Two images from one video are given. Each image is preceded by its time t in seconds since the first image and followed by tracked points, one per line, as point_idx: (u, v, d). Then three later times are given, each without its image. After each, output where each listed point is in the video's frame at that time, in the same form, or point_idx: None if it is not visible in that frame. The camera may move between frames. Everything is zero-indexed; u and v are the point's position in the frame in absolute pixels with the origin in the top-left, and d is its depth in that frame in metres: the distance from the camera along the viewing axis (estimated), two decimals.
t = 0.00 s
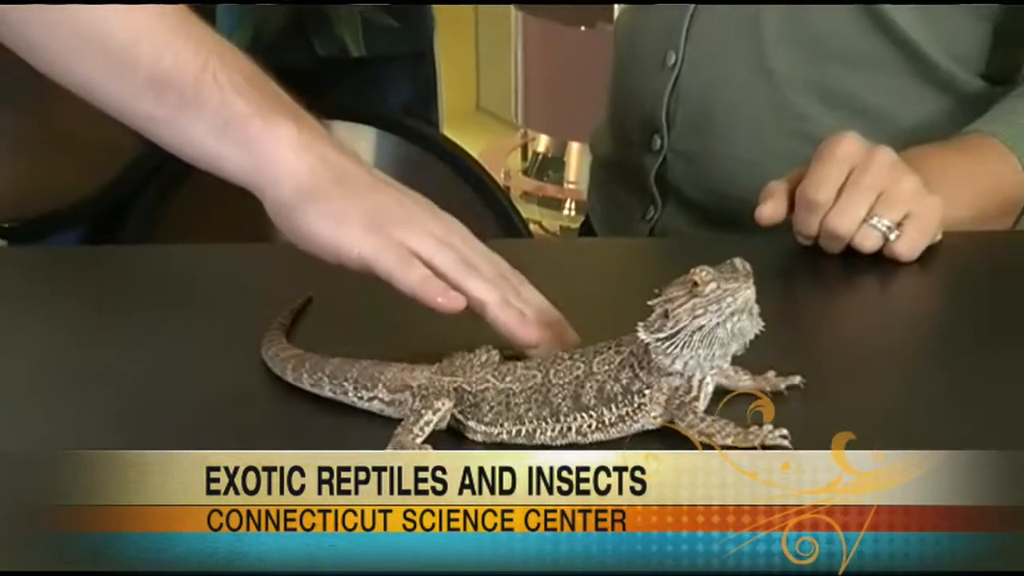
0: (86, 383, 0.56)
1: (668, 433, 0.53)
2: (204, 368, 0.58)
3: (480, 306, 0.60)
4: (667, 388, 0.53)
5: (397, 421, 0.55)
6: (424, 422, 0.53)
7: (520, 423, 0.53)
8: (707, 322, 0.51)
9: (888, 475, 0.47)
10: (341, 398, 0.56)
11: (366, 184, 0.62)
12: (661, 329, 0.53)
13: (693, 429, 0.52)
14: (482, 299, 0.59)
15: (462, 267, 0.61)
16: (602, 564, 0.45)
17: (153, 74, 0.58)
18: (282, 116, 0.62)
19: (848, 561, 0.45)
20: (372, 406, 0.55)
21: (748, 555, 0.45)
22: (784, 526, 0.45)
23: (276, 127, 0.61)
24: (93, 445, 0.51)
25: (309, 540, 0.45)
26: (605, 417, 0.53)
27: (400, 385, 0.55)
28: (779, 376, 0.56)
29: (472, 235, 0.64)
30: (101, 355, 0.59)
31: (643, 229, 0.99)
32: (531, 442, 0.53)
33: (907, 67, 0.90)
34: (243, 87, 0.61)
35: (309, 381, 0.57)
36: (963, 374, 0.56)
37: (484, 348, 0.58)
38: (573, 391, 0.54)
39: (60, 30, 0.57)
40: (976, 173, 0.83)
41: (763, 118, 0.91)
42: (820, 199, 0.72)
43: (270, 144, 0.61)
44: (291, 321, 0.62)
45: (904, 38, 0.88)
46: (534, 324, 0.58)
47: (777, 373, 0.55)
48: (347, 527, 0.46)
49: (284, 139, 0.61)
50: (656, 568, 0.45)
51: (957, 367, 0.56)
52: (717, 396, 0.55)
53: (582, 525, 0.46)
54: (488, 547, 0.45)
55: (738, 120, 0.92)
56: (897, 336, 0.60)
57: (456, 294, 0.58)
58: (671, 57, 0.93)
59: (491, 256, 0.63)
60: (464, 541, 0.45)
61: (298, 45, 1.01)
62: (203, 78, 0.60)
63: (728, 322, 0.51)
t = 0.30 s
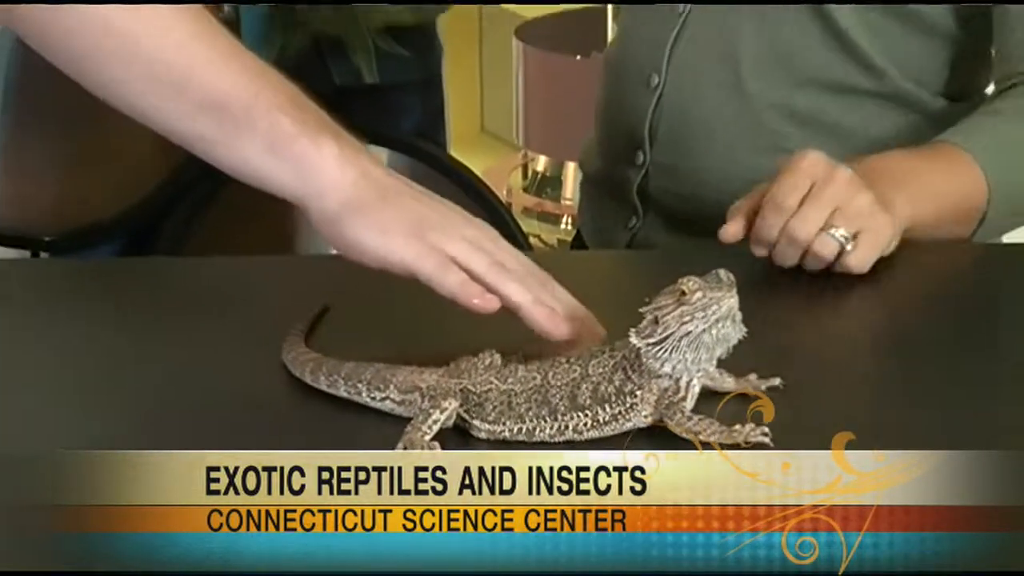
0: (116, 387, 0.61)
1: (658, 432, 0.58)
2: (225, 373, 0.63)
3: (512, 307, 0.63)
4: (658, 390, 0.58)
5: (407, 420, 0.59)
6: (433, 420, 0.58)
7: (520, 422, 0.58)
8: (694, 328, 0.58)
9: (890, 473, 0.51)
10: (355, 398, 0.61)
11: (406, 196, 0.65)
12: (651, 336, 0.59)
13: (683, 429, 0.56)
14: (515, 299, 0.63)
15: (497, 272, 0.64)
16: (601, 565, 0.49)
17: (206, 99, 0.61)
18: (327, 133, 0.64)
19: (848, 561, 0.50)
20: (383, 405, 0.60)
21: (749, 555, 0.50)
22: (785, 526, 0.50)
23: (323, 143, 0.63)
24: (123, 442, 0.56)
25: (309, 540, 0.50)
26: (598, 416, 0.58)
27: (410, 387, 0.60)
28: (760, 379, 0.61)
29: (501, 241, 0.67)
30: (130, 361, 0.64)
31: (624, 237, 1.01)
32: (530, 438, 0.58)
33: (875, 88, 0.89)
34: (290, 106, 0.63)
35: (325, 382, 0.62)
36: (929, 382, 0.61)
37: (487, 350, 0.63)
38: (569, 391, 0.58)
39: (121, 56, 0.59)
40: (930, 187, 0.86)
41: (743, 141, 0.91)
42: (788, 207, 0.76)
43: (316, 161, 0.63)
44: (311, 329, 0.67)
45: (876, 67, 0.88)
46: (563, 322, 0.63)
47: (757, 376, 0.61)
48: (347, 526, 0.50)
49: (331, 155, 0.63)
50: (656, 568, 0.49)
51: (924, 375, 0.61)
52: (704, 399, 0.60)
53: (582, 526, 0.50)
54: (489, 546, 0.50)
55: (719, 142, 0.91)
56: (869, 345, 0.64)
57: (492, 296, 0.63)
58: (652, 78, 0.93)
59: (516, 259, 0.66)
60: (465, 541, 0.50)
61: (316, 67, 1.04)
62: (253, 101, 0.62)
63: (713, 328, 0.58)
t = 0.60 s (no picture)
0: (150, 392, 0.67)
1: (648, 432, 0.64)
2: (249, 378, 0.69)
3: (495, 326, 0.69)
4: (650, 392, 0.64)
5: (419, 420, 0.65)
6: (442, 421, 0.63)
7: (524, 422, 0.63)
8: (683, 336, 0.63)
9: (869, 481, 0.56)
10: (371, 401, 0.67)
11: (402, 219, 0.71)
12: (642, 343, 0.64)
13: (677, 433, 0.62)
14: (498, 319, 0.69)
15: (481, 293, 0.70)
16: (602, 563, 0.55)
17: (216, 123, 0.68)
18: (330, 161, 0.71)
19: (849, 561, 0.55)
20: (395, 406, 0.66)
21: (752, 551, 0.55)
22: (785, 526, 0.55)
23: (324, 169, 0.70)
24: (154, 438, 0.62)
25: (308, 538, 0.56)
26: (595, 417, 0.63)
27: (420, 389, 0.66)
28: (744, 382, 0.66)
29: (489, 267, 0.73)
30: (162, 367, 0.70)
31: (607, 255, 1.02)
32: (533, 437, 0.63)
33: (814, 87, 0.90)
34: (296, 137, 0.71)
35: (342, 386, 0.68)
36: (895, 383, 0.66)
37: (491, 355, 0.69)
38: (567, 393, 0.64)
39: (136, 85, 0.67)
40: (856, 199, 0.80)
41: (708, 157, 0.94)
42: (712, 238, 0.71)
43: (316, 184, 0.70)
44: (330, 336, 0.73)
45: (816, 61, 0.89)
46: (539, 342, 0.68)
47: (741, 381, 0.66)
48: (349, 525, 0.56)
49: (330, 178, 0.70)
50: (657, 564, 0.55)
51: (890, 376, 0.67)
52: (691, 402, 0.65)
53: (584, 525, 0.56)
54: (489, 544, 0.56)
55: (691, 160, 0.94)
56: (843, 351, 0.70)
57: (477, 313, 0.68)
58: (633, 104, 0.96)
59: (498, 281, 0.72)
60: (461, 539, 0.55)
61: (335, 98, 1.26)
62: (261, 130, 0.69)
63: (699, 336, 0.63)
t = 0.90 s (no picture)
0: (185, 397, 0.73)
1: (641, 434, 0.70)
2: (274, 386, 0.75)
3: (488, 333, 0.74)
4: (645, 398, 0.70)
5: (432, 423, 0.71)
6: (453, 424, 0.69)
7: (529, 424, 0.69)
8: (677, 345, 0.70)
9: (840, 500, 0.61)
10: (388, 405, 0.73)
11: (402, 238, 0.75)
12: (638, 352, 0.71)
13: (670, 435, 0.69)
14: (489, 328, 0.73)
15: (473, 304, 0.74)
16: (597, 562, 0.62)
17: (227, 150, 0.73)
18: (336, 186, 0.75)
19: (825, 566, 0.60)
20: (411, 410, 0.72)
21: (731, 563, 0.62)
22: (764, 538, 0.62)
23: (330, 193, 0.74)
24: (188, 444, 0.68)
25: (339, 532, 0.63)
26: (594, 420, 0.69)
27: (434, 394, 0.72)
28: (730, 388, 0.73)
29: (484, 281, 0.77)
30: (194, 376, 0.76)
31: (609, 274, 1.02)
32: (536, 439, 0.69)
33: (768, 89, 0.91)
34: (304, 162, 0.74)
35: (360, 392, 0.74)
36: (867, 390, 0.72)
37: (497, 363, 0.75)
38: (569, 398, 0.70)
39: (148, 106, 0.72)
40: (779, 233, 0.77)
41: (692, 166, 0.94)
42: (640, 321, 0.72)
43: (321, 206, 0.73)
44: (349, 345, 0.79)
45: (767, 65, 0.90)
46: (526, 350, 0.74)
47: (727, 387, 0.73)
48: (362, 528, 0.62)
49: (334, 201, 0.74)
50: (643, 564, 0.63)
51: (864, 384, 0.73)
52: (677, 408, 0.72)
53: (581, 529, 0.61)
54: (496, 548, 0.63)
55: (683, 188, 0.94)
56: (821, 361, 0.76)
57: (468, 322, 0.73)
58: (631, 134, 0.96)
59: (490, 295, 0.75)
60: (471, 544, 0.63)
61: (355, 128, 1.32)
62: (268, 155, 0.73)
63: (691, 344, 0.71)
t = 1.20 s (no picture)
0: (216, 408, 0.80)
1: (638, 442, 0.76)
2: (298, 399, 0.81)
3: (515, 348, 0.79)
4: (641, 408, 0.75)
5: (445, 431, 0.77)
6: (464, 432, 0.75)
7: (534, 432, 0.75)
8: (670, 359, 0.76)
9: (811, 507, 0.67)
10: (404, 414, 0.79)
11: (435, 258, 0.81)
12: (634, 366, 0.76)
13: (664, 442, 0.74)
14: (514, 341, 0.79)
15: (501, 319, 0.79)
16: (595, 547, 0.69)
17: (271, 177, 0.79)
18: (374, 209, 0.80)
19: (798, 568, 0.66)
20: (426, 419, 0.78)
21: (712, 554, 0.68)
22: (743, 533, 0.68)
23: (365, 217, 0.79)
24: (218, 454, 0.74)
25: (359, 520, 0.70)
26: (593, 429, 0.75)
27: (446, 405, 0.78)
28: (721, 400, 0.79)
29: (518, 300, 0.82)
30: (224, 389, 0.82)
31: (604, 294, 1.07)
32: (541, 445, 0.75)
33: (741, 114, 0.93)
34: (343, 188, 0.80)
35: (378, 402, 0.80)
36: (848, 402, 0.78)
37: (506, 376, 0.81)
38: (570, 409, 0.76)
39: (203, 137, 0.79)
40: (742, 266, 0.78)
41: (672, 190, 0.96)
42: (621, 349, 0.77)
43: (356, 228, 0.79)
44: (368, 358, 0.85)
45: (738, 91, 0.92)
46: (550, 360, 0.79)
47: (718, 398, 0.79)
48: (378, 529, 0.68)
49: (368, 223, 0.79)
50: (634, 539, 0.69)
51: (847, 394, 0.79)
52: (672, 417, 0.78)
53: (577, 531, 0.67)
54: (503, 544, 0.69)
55: (671, 215, 0.97)
56: (804, 375, 0.81)
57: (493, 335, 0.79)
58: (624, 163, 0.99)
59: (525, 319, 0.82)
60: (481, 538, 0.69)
61: (372, 157, 1.41)
62: (309, 182, 0.79)
63: (684, 359, 0.76)
